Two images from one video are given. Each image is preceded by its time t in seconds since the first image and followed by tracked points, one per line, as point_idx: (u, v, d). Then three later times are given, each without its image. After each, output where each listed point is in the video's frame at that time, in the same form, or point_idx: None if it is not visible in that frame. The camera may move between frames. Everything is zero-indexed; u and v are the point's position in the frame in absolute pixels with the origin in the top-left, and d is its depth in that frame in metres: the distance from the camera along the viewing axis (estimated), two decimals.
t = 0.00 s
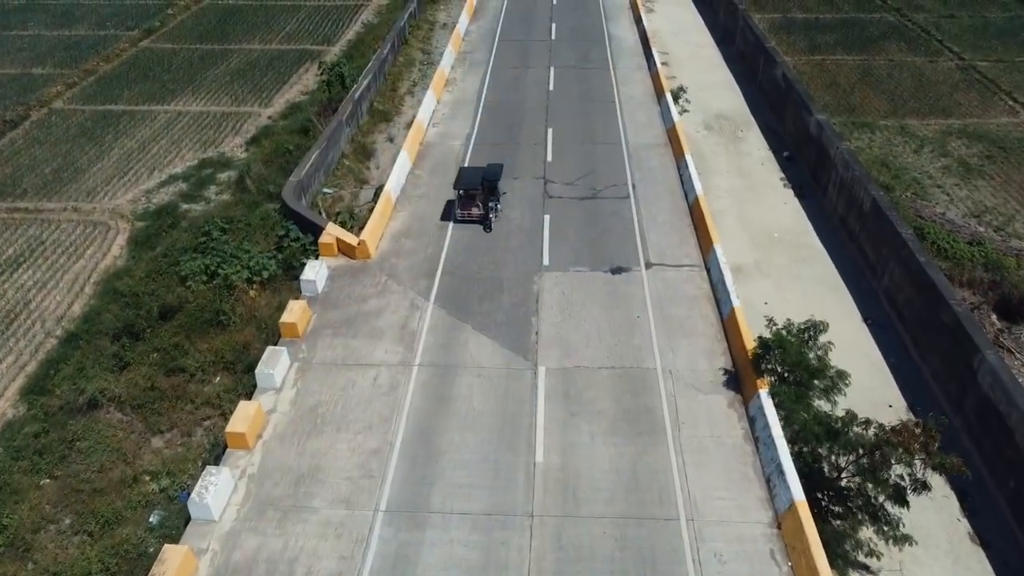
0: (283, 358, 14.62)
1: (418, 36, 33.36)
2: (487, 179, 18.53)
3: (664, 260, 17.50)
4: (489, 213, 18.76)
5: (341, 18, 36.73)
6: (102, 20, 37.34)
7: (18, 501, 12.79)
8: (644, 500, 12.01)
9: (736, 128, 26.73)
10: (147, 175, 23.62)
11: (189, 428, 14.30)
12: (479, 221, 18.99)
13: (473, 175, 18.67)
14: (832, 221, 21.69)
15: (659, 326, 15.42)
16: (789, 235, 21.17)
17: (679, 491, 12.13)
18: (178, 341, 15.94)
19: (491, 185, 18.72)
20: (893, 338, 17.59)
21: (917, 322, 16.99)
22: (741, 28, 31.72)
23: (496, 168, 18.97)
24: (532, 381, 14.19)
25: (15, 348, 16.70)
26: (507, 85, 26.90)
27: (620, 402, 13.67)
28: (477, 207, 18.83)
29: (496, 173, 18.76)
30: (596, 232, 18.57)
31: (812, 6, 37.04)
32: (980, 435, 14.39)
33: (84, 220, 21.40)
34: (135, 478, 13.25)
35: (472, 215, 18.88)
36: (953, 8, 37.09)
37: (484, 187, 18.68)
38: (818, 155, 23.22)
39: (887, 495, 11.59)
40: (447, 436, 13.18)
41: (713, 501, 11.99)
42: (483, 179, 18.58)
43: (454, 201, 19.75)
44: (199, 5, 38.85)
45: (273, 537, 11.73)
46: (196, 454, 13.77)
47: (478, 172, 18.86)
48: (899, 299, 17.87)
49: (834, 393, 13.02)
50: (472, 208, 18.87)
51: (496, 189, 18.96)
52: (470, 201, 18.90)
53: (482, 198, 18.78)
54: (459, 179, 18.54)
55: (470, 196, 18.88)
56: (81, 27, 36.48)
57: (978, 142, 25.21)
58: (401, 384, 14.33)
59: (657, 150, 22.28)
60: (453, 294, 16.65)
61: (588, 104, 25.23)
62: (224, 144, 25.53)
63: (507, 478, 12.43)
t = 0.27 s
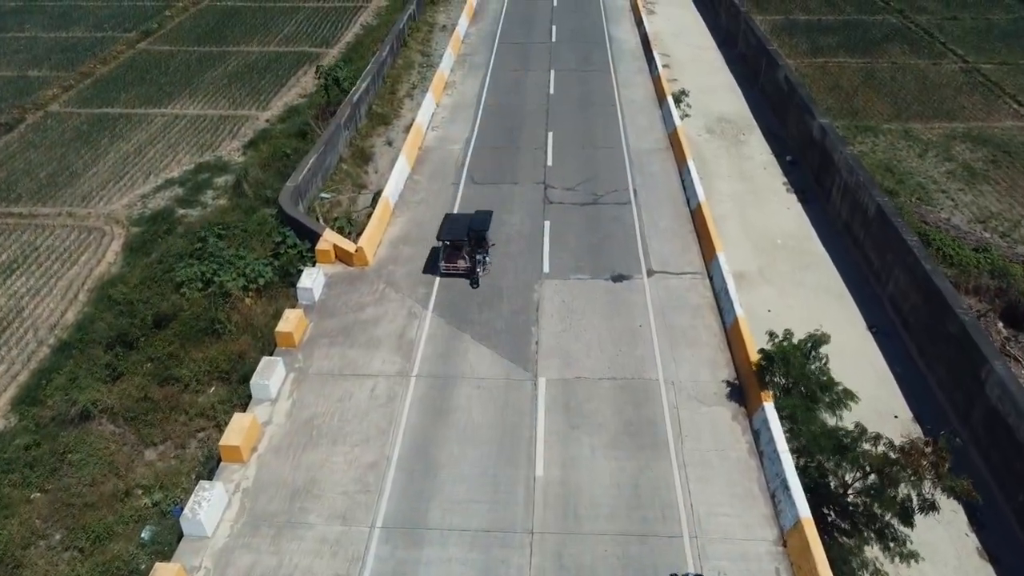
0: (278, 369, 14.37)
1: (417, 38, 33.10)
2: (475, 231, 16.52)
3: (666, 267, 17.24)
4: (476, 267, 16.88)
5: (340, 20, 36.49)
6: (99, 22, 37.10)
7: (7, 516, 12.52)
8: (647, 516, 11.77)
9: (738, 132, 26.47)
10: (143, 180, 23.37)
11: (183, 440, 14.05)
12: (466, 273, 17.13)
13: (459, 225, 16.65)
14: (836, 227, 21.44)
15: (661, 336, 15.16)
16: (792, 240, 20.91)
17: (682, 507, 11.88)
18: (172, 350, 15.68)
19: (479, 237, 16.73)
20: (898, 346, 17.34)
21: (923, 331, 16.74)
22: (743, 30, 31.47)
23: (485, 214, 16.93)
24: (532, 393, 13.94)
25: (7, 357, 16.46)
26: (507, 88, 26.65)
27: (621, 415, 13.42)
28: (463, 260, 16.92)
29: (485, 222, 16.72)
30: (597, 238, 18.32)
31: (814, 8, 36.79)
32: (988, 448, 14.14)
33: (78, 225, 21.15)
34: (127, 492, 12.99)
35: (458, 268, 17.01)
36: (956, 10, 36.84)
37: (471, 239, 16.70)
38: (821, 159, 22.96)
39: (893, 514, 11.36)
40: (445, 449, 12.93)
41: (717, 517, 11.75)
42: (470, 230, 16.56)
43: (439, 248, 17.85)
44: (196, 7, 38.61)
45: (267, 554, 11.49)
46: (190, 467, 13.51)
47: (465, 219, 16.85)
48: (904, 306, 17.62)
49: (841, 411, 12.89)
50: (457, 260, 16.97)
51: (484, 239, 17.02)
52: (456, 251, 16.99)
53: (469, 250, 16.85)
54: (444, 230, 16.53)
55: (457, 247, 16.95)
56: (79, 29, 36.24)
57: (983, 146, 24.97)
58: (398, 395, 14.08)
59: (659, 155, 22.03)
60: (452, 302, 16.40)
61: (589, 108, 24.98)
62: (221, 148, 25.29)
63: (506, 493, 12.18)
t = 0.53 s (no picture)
0: (274, 380, 14.13)
1: (416, 40, 32.85)
2: (456, 295, 14.60)
3: (668, 275, 16.99)
4: (459, 335, 14.90)
5: (339, 22, 36.23)
6: (97, 23, 36.85)
7: None
8: (649, 534, 11.52)
9: (740, 136, 26.22)
10: (139, 185, 23.12)
11: (177, 453, 13.80)
12: (448, 341, 15.19)
13: (439, 288, 14.77)
14: (839, 233, 21.19)
15: (664, 346, 14.91)
16: (796, 247, 20.65)
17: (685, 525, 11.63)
18: (167, 360, 15.43)
19: (462, 301, 14.78)
20: (904, 356, 17.09)
21: (930, 340, 16.50)
22: (745, 33, 31.22)
23: (468, 274, 15.05)
24: (532, 406, 13.70)
25: None
26: (507, 91, 26.40)
27: (623, 428, 13.17)
28: (445, 326, 14.97)
29: (468, 285, 14.77)
30: (598, 246, 18.07)
31: (816, 10, 36.54)
32: (997, 461, 13.90)
33: (73, 231, 20.90)
34: (119, 508, 12.74)
35: (439, 335, 15.08)
36: (958, 12, 36.58)
37: (453, 304, 14.75)
38: (824, 164, 22.72)
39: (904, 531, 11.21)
40: (443, 464, 12.69)
41: (721, 535, 11.50)
42: (450, 294, 14.65)
43: (417, 311, 15.89)
44: (194, 9, 38.37)
45: (261, 573, 11.23)
46: (183, 481, 13.26)
47: (445, 280, 14.97)
48: (910, 315, 17.37)
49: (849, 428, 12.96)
50: (438, 326, 15.02)
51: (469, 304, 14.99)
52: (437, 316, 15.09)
53: (450, 316, 14.88)
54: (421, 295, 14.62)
55: (437, 311, 15.03)
56: (76, 31, 35.99)
57: (987, 151, 24.72)
58: (396, 408, 13.83)
59: (660, 160, 21.78)
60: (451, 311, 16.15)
61: (590, 112, 24.73)
62: (219, 153, 25.03)
63: (506, 509, 11.94)
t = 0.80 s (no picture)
0: (270, 392, 13.88)
1: (416, 42, 32.59)
2: (432, 381, 12.57)
3: (671, 284, 16.74)
4: (437, 425, 12.92)
5: (338, 24, 35.98)
6: (94, 25, 36.59)
7: None
8: (653, 553, 11.28)
9: (742, 140, 25.96)
10: (135, 189, 22.86)
11: (170, 467, 13.54)
12: (425, 429, 13.21)
13: (415, 370, 12.77)
14: (843, 239, 20.96)
15: (666, 357, 14.67)
16: (799, 254, 20.41)
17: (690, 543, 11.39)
18: (161, 371, 15.17)
19: (439, 387, 12.75)
20: (910, 366, 16.83)
21: (936, 350, 16.24)
22: (747, 36, 30.97)
23: (445, 353, 13.08)
24: (533, 418, 13.45)
25: None
26: (508, 95, 26.15)
27: (625, 442, 12.93)
28: (420, 414, 12.99)
29: (448, 368, 12.75)
30: (599, 253, 17.81)
31: (818, 12, 36.28)
32: (1006, 475, 13.65)
33: (68, 237, 20.65)
34: (111, 523, 12.47)
35: (414, 424, 13.13)
36: (962, 14, 36.32)
37: (428, 391, 12.69)
38: (828, 169, 22.47)
39: (914, 550, 10.93)
40: (442, 479, 12.44)
41: (726, 553, 11.25)
42: (427, 380, 12.62)
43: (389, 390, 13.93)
44: (193, 11, 38.13)
45: None
46: (177, 496, 13.00)
47: (420, 361, 12.96)
48: (915, 324, 17.11)
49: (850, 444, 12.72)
50: (412, 413, 13.06)
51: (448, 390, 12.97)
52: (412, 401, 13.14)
53: (426, 403, 12.85)
54: (393, 379, 12.63)
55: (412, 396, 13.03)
56: (73, 34, 35.74)
57: (993, 155, 24.45)
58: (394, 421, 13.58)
59: (662, 165, 21.53)
60: (450, 320, 15.90)
61: (591, 116, 24.47)
62: (216, 157, 24.78)
63: (506, 527, 11.69)
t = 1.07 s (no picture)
0: (266, 404, 13.63)
1: (415, 44, 32.33)
2: (401, 496, 10.61)
3: (674, 292, 16.48)
4: (407, 543, 11.06)
5: (337, 26, 35.72)
6: (92, 28, 36.31)
7: None
8: (656, 572, 11.04)
9: (745, 144, 25.70)
10: (131, 194, 22.60)
11: (164, 480, 13.27)
12: (396, 545, 11.37)
13: (382, 481, 10.81)
14: (848, 246, 20.71)
15: (669, 369, 14.42)
16: (803, 261, 20.18)
17: (693, 561, 11.14)
18: (156, 382, 14.90)
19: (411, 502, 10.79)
20: (917, 376, 16.59)
21: (943, 361, 15.99)
22: (749, 38, 30.71)
23: (423, 452, 11.21)
24: (533, 432, 13.20)
25: None
26: (508, 98, 25.90)
27: (628, 457, 12.68)
28: (388, 531, 11.09)
29: (419, 481, 10.76)
30: (601, 261, 17.55)
31: (821, 15, 36.03)
32: (1017, 491, 13.41)
33: (63, 244, 20.39)
34: (103, 540, 12.19)
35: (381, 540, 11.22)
36: (965, 16, 36.04)
37: (397, 507, 10.73)
38: (832, 174, 22.23)
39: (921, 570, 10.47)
40: (440, 495, 12.19)
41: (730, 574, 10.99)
42: (395, 496, 10.66)
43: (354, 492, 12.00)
44: (191, 13, 37.88)
45: None
46: (171, 511, 12.71)
47: (391, 461, 11.06)
48: (922, 333, 16.87)
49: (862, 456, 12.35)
50: (380, 529, 11.11)
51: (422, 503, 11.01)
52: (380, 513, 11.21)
53: (395, 520, 10.90)
54: (355, 494, 10.67)
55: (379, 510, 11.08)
56: (70, 36, 35.49)
57: (998, 160, 24.19)
58: (392, 435, 13.32)
59: (664, 171, 21.28)
60: (449, 330, 15.65)
61: (592, 120, 24.22)
62: (213, 161, 24.52)
63: (506, 544, 11.44)
